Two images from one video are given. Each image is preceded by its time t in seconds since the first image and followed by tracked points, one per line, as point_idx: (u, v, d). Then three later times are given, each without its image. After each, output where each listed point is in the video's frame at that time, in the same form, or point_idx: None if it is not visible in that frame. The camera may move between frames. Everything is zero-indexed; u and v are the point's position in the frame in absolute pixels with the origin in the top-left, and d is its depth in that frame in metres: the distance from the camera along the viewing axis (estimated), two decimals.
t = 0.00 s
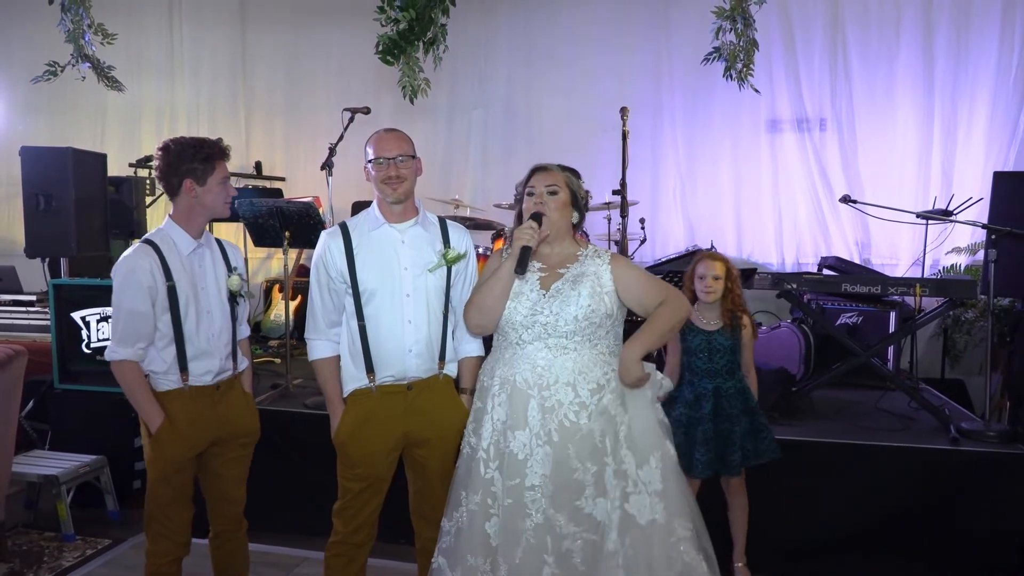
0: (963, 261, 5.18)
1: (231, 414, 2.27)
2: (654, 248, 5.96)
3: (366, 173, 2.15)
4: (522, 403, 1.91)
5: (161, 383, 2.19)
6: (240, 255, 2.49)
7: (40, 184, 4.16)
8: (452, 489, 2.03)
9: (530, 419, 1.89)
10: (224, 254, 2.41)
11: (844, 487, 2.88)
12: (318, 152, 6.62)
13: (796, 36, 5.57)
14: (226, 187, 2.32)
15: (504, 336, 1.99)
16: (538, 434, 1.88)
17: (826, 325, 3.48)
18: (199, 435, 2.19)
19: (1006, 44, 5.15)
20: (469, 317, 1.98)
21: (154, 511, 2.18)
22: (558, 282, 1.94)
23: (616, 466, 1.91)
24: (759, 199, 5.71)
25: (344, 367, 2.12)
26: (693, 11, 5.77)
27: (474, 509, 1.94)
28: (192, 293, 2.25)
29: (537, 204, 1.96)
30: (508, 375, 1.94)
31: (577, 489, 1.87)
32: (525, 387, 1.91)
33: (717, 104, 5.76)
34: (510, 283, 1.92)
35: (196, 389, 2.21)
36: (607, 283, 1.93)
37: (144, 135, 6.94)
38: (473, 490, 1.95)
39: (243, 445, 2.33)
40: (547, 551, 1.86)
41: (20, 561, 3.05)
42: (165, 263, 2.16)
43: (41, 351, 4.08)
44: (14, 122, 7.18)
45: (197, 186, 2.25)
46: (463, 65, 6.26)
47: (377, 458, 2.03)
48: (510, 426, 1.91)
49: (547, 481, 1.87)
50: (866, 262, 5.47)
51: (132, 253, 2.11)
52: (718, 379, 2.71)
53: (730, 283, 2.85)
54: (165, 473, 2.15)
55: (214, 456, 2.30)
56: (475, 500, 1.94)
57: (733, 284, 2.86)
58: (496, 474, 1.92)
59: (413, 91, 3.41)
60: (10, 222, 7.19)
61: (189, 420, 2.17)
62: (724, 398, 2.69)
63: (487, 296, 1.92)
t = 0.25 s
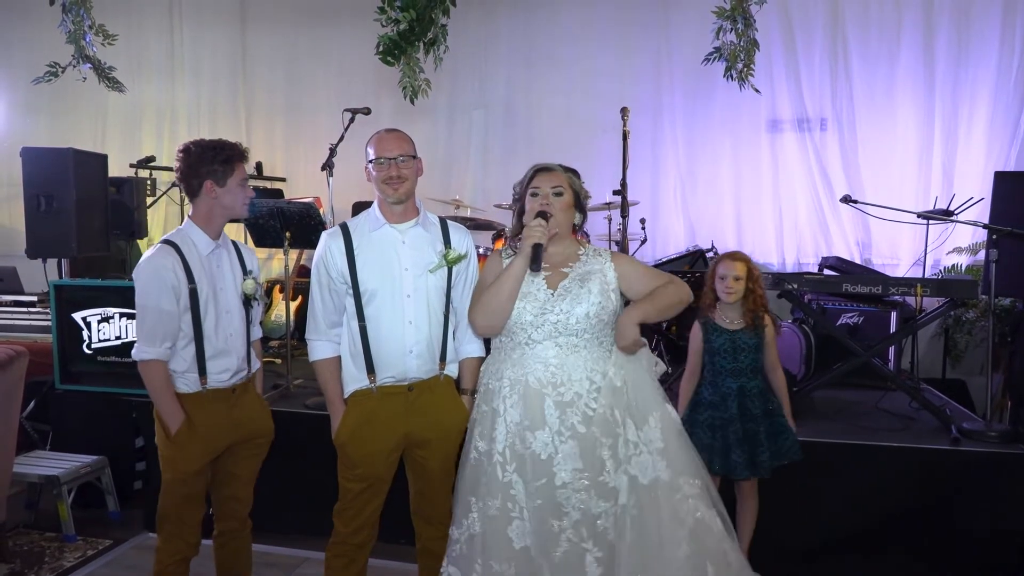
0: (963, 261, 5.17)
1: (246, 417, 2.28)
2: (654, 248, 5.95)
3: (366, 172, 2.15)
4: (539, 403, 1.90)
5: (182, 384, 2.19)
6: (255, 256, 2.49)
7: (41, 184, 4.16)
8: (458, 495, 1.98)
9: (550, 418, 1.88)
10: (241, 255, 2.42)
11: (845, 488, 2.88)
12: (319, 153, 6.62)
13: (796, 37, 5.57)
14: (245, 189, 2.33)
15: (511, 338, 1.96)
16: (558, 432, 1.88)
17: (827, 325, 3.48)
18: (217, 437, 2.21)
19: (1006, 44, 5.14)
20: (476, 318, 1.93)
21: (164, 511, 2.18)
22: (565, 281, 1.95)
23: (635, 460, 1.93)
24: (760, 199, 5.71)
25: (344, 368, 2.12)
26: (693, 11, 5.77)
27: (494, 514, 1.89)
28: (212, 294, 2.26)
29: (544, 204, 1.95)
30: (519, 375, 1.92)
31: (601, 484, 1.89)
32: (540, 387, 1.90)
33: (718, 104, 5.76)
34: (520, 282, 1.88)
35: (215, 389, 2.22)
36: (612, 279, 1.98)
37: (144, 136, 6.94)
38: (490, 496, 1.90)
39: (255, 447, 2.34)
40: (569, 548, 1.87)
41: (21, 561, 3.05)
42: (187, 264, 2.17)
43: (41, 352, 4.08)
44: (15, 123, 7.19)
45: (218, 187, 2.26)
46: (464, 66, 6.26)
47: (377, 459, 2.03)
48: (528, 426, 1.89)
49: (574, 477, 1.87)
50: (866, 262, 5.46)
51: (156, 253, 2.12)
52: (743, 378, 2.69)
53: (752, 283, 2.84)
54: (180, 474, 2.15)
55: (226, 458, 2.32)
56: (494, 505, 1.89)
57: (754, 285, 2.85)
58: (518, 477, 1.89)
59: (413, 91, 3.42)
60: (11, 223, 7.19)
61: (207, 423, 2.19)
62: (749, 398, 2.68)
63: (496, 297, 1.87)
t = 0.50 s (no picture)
0: (963, 261, 5.17)
1: (252, 417, 2.29)
2: (654, 247, 5.95)
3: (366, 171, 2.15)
4: (550, 404, 1.89)
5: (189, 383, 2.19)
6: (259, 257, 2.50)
7: (40, 185, 4.16)
8: (467, 500, 1.95)
9: (560, 419, 1.88)
10: (246, 256, 2.42)
11: (845, 487, 2.88)
12: (318, 153, 6.62)
13: (796, 36, 5.57)
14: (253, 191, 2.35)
15: (518, 340, 1.96)
16: (569, 433, 1.87)
17: (826, 324, 3.48)
18: (222, 436, 2.21)
19: (1005, 44, 5.14)
20: (482, 319, 1.92)
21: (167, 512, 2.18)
22: (569, 282, 1.97)
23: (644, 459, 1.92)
24: (760, 198, 5.71)
25: (344, 369, 2.12)
26: (693, 11, 5.77)
27: (508, 518, 1.86)
28: (220, 293, 2.26)
29: (547, 205, 1.95)
30: (529, 376, 1.92)
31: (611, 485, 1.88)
32: (550, 387, 1.90)
33: (717, 104, 5.76)
34: (528, 281, 1.88)
35: (221, 389, 2.23)
36: (615, 280, 2.01)
37: (144, 136, 6.94)
38: (504, 499, 1.87)
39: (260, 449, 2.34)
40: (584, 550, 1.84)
41: (21, 561, 3.05)
42: (196, 262, 2.17)
43: (41, 352, 4.08)
44: (15, 123, 7.19)
45: (227, 188, 2.28)
46: (463, 65, 6.26)
47: (378, 460, 2.03)
48: (539, 427, 1.89)
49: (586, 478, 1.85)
50: (866, 262, 5.46)
51: (165, 251, 2.12)
52: (750, 378, 2.68)
53: (761, 279, 2.80)
54: (185, 473, 2.15)
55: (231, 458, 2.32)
56: (508, 509, 1.86)
57: (764, 280, 2.80)
58: (531, 479, 1.87)
59: (413, 91, 3.42)
60: (10, 223, 7.19)
61: (213, 421, 2.19)
62: (755, 399, 2.67)
63: (505, 298, 1.87)
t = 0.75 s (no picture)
0: (963, 260, 5.17)
1: (256, 416, 2.29)
2: (654, 248, 5.95)
3: (365, 172, 2.15)
4: (549, 405, 1.90)
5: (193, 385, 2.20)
6: (259, 257, 2.50)
7: (40, 186, 4.16)
8: (465, 501, 1.94)
9: (559, 420, 1.89)
10: (246, 257, 2.43)
11: (845, 488, 2.88)
12: (318, 153, 6.62)
13: (795, 36, 5.57)
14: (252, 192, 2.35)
15: (519, 340, 1.96)
16: (567, 434, 1.88)
17: (826, 324, 3.47)
18: (225, 437, 2.21)
19: (1005, 44, 5.14)
20: (483, 321, 1.91)
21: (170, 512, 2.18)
22: (569, 283, 1.97)
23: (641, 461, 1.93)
24: (760, 198, 5.71)
25: (343, 369, 2.12)
26: (693, 11, 5.77)
27: (506, 519, 1.86)
28: (221, 294, 2.26)
29: (548, 206, 1.95)
30: (529, 377, 1.92)
31: (606, 487, 1.88)
32: (550, 388, 1.91)
33: (717, 104, 5.76)
34: (528, 283, 1.87)
35: (224, 390, 2.23)
36: (614, 282, 2.02)
37: (144, 137, 6.94)
38: (502, 500, 1.87)
39: (262, 449, 2.34)
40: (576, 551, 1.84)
41: (21, 562, 3.05)
42: (196, 264, 2.17)
43: (41, 353, 4.08)
44: (14, 124, 7.19)
45: (226, 189, 2.28)
46: (463, 65, 6.26)
47: (379, 460, 2.03)
48: (538, 428, 1.89)
49: (583, 480, 1.86)
50: (866, 261, 5.46)
51: (165, 254, 2.12)
52: (749, 384, 2.63)
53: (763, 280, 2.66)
54: (188, 474, 2.16)
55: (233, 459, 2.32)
56: (506, 510, 1.86)
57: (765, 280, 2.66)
58: (529, 479, 1.87)
59: (413, 91, 3.42)
60: (10, 224, 7.19)
61: (216, 421, 2.19)
62: (753, 405, 2.63)
63: (504, 300, 1.86)
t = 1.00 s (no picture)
0: (963, 260, 5.17)
1: (257, 416, 2.29)
2: (654, 248, 5.95)
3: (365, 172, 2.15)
4: (546, 405, 1.90)
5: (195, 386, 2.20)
6: (260, 258, 2.50)
7: (41, 186, 4.17)
8: (462, 500, 1.95)
9: (556, 420, 1.89)
10: (247, 257, 2.43)
11: (845, 488, 2.88)
12: (319, 154, 6.63)
13: (795, 36, 5.57)
14: (251, 194, 2.34)
15: (517, 340, 1.96)
16: (563, 434, 1.89)
17: (827, 324, 3.47)
18: (227, 437, 2.21)
19: (1005, 43, 5.14)
20: (482, 320, 1.92)
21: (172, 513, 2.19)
22: (569, 283, 1.97)
23: (636, 463, 1.94)
24: (760, 198, 5.71)
25: (343, 370, 2.12)
26: (693, 11, 5.77)
27: (502, 518, 1.86)
28: (222, 295, 2.26)
29: (549, 207, 1.95)
30: (527, 376, 1.93)
31: (602, 488, 1.88)
32: (547, 388, 1.91)
33: (717, 104, 5.76)
34: (527, 283, 1.87)
35: (227, 390, 2.23)
36: (614, 283, 2.02)
37: (145, 137, 6.95)
38: (497, 498, 1.87)
39: (264, 451, 2.34)
40: (571, 551, 1.85)
41: (22, 562, 3.05)
42: (196, 265, 2.18)
43: (42, 354, 4.09)
44: (15, 125, 7.20)
45: (225, 190, 2.28)
46: (463, 66, 6.26)
47: (380, 461, 2.03)
48: (534, 428, 1.89)
49: (578, 480, 1.87)
50: (866, 261, 5.46)
51: (165, 256, 2.12)
52: (745, 387, 2.61)
53: (761, 282, 2.71)
54: (190, 475, 2.16)
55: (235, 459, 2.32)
56: (501, 509, 1.87)
57: (764, 282, 2.71)
58: (525, 479, 1.87)
59: (413, 91, 3.42)
60: (11, 225, 7.20)
61: (219, 423, 2.19)
62: (751, 409, 2.59)
63: (503, 299, 1.87)
